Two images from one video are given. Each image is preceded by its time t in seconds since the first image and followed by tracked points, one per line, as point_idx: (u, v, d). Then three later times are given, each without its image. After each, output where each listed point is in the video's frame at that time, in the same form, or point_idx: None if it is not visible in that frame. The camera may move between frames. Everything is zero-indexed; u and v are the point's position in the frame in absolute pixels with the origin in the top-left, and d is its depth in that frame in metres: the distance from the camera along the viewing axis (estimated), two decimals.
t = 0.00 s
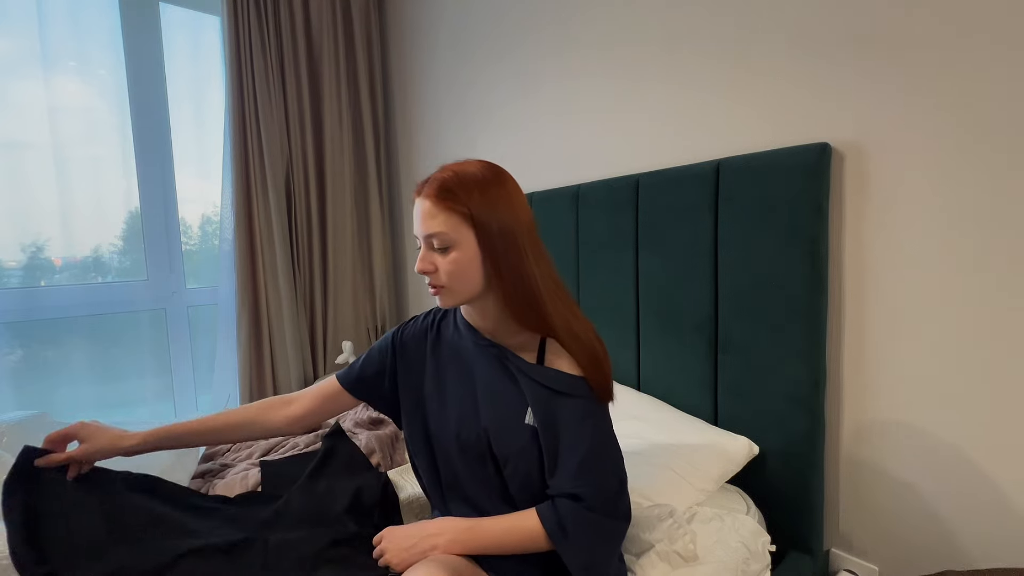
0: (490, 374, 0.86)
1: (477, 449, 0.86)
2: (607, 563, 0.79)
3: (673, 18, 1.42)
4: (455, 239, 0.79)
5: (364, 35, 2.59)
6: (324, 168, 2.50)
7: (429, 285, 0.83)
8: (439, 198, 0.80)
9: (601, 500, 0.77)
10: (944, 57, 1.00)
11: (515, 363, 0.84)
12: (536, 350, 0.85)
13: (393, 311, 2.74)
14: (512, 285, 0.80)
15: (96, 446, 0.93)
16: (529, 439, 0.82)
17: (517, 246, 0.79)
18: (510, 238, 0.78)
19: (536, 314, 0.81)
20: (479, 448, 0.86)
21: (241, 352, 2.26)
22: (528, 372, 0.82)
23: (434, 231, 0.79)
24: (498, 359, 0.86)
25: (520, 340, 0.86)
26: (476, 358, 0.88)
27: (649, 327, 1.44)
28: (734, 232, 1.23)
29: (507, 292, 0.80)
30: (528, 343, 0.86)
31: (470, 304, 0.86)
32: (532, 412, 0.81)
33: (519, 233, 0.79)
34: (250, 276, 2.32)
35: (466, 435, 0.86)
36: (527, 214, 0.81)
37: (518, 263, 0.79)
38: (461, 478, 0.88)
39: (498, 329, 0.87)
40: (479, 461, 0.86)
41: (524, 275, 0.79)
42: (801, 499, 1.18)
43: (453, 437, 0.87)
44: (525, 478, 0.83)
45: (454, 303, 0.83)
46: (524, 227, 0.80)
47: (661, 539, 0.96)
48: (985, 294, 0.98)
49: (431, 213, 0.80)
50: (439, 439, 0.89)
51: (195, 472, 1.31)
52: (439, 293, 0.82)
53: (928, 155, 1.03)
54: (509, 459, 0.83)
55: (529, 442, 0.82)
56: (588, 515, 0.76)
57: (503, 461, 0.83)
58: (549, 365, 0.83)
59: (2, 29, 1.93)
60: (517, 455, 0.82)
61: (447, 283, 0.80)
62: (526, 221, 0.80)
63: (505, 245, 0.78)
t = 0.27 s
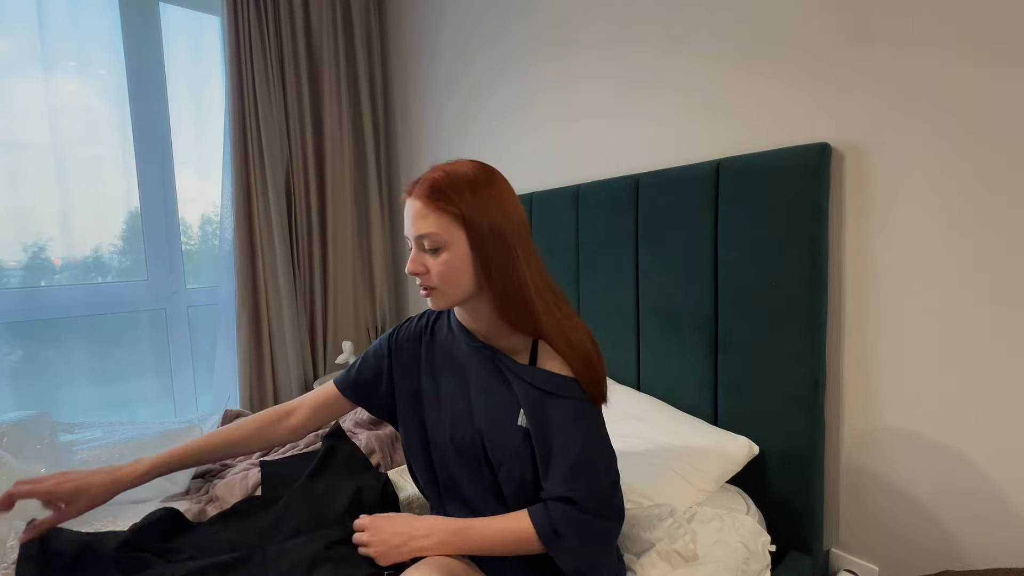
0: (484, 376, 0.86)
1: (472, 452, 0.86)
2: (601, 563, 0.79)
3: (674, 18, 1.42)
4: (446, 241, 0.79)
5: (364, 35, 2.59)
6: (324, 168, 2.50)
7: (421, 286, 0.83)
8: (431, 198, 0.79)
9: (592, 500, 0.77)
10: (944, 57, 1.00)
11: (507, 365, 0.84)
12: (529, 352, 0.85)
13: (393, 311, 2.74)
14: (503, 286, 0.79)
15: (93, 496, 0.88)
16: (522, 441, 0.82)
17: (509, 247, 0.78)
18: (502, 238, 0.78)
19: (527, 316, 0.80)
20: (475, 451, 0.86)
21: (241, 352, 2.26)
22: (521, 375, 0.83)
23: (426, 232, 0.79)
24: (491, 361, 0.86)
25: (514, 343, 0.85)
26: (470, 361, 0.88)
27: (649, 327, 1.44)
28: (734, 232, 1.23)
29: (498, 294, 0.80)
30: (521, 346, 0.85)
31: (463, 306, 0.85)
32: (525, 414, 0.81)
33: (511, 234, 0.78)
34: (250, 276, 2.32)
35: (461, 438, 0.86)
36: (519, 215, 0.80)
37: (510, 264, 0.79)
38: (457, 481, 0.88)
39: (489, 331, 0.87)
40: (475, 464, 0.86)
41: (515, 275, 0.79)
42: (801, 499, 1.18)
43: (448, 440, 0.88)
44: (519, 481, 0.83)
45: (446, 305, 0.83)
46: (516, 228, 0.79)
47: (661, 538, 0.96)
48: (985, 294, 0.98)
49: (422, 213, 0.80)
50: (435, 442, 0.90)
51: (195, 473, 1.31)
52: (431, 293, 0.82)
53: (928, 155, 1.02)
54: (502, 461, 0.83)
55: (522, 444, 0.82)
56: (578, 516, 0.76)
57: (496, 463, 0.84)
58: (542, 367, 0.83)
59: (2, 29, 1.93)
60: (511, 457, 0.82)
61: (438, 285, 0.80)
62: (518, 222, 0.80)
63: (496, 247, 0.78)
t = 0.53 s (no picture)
0: (474, 378, 0.86)
1: (467, 453, 0.86)
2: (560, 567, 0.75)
3: (674, 18, 1.42)
4: (445, 239, 0.78)
5: (364, 34, 2.59)
6: (324, 167, 2.50)
7: (417, 285, 0.82)
8: (430, 196, 0.79)
9: (563, 501, 0.73)
10: (944, 57, 1.00)
11: (496, 368, 0.83)
12: (522, 355, 0.84)
13: (393, 311, 2.74)
14: (500, 286, 0.79)
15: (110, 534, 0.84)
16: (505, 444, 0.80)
17: (507, 248, 0.78)
18: (500, 238, 0.78)
19: (522, 319, 0.80)
20: (469, 453, 0.86)
21: (241, 352, 2.26)
22: (507, 377, 0.81)
23: (424, 229, 0.78)
24: (481, 364, 0.85)
25: (507, 345, 0.84)
26: (462, 363, 0.88)
27: (649, 327, 1.44)
28: (734, 232, 1.23)
29: (495, 295, 0.80)
30: (514, 349, 0.84)
31: (457, 306, 0.84)
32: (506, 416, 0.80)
33: (509, 234, 0.79)
34: (250, 276, 2.32)
35: (456, 440, 0.86)
36: (518, 216, 0.80)
37: (507, 265, 0.79)
38: (453, 482, 0.88)
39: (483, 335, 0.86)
40: (470, 465, 0.87)
41: (509, 279, 0.79)
42: (802, 498, 1.18)
43: (443, 442, 0.87)
44: (505, 484, 0.82)
45: (441, 305, 0.83)
46: (515, 229, 0.79)
47: (662, 537, 0.96)
48: (985, 294, 0.98)
49: (421, 211, 0.80)
50: (431, 443, 0.90)
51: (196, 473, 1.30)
52: (427, 292, 0.81)
53: (928, 155, 1.03)
54: (493, 463, 0.82)
55: (506, 447, 0.81)
56: (546, 519, 0.72)
57: (488, 465, 0.83)
58: (530, 368, 0.82)
59: (2, 29, 1.93)
60: (498, 460, 0.81)
61: (435, 283, 0.80)
62: (517, 223, 0.80)
63: (494, 247, 0.78)
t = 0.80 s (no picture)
0: (464, 375, 0.84)
1: (461, 451, 0.85)
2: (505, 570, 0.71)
3: (674, 18, 1.42)
4: (458, 226, 0.77)
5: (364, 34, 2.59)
6: (324, 167, 2.50)
7: (421, 270, 0.80)
8: (446, 179, 0.78)
9: (515, 503, 0.70)
10: (944, 57, 1.00)
11: (486, 370, 0.81)
12: (513, 357, 0.82)
13: (393, 311, 2.74)
14: (506, 281, 0.79)
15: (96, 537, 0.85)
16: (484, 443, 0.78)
17: (517, 242, 0.78)
18: (512, 232, 0.78)
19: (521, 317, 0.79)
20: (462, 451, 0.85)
21: (242, 353, 2.26)
22: (493, 376, 0.79)
23: (439, 213, 0.77)
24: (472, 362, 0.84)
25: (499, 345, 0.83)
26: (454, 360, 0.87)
27: (649, 327, 1.44)
28: (734, 231, 1.23)
29: (501, 289, 0.79)
30: (507, 350, 0.82)
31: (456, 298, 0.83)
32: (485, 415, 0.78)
33: (521, 228, 0.78)
34: (250, 276, 2.32)
35: (450, 437, 0.85)
36: (530, 213, 0.81)
37: (516, 259, 0.78)
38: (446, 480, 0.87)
39: (480, 331, 0.85)
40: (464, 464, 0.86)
41: (517, 272, 0.79)
42: (802, 498, 1.18)
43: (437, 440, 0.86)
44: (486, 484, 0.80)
45: (443, 294, 0.81)
46: (527, 224, 0.79)
47: (664, 535, 0.95)
48: (985, 295, 0.98)
49: (435, 193, 0.78)
50: (426, 440, 0.89)
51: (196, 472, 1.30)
52: (431, 278, 0.79)
53: (928, 155, 1.03)
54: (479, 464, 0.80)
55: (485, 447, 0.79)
56: (493, 518, 0.69)
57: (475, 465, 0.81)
58: (519, 373, 0.78)
59: (2, 29, 1.93)
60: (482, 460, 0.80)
61: (443, 270, 0.78)
62: (529, 219, 0.80)
63: (506, 239, 0.78)
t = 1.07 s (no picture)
0: (474, 377, 0.84)
1: (467, 453, 0.85)
2: None
3: (674, 18, 1.42)
4: (476, 228, 0.77)
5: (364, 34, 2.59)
6: (324, 168, 2.50)
7: (437, 270, 0.80)
8: (465, 178, 0.77)
9: (516, 510, 0.70)
10: (944, 56, 1.00)
11: (496, 372, 0.81)
12: (526, 362, 0.82)
13: (393, 311, 2.74)
14: (522, 283, 0.79)
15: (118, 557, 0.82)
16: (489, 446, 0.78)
17: (535, 243, 0.78)
18: (531, 234, 0.78)
19: (535, 321, 0.79)
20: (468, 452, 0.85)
21: (242, 353, 2.27)
22: (503, 379, 0.79)
23: (458, 215, 0.77)
24: (483, 363, 0.83)
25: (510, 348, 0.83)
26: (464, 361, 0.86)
27: (649, 327, 1.44)
28: (735, 232, 1.23)
29: (517, 291, 0.79)
30: (519, 354, 0.83)
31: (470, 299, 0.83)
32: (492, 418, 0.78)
33: (539, 231, 0.78)
34: (250, 276, 2.32)
35: (456, 438, 0.85)
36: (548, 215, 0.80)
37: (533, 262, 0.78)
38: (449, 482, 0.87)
39: (493, 332, 0.85)
40: (468, 466, 0.85)
41: (532, 274, 0.78)
42: (801, 498, 1.18)
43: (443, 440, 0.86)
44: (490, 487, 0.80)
45: (460, 295, 0.81)
46: (546, 227, 0.79)
47: (664, 535, 0.95)
48: (985, 294, 0.98)
49: (453, 194, 0.78)
50: (431, 441, 0.88)
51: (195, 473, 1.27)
52: (448, 280, 0.80)
53: (928, 155, 1.03)
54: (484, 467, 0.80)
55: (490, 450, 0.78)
56: (493, 524, 0.69)
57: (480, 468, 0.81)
58: (530, 379, 0.78)
59: (2, 29, 1.94)
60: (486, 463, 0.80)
61: (461, 272, 0.78)
62: (547, 222, 0.80)
63: (524, 241, 0.78)
